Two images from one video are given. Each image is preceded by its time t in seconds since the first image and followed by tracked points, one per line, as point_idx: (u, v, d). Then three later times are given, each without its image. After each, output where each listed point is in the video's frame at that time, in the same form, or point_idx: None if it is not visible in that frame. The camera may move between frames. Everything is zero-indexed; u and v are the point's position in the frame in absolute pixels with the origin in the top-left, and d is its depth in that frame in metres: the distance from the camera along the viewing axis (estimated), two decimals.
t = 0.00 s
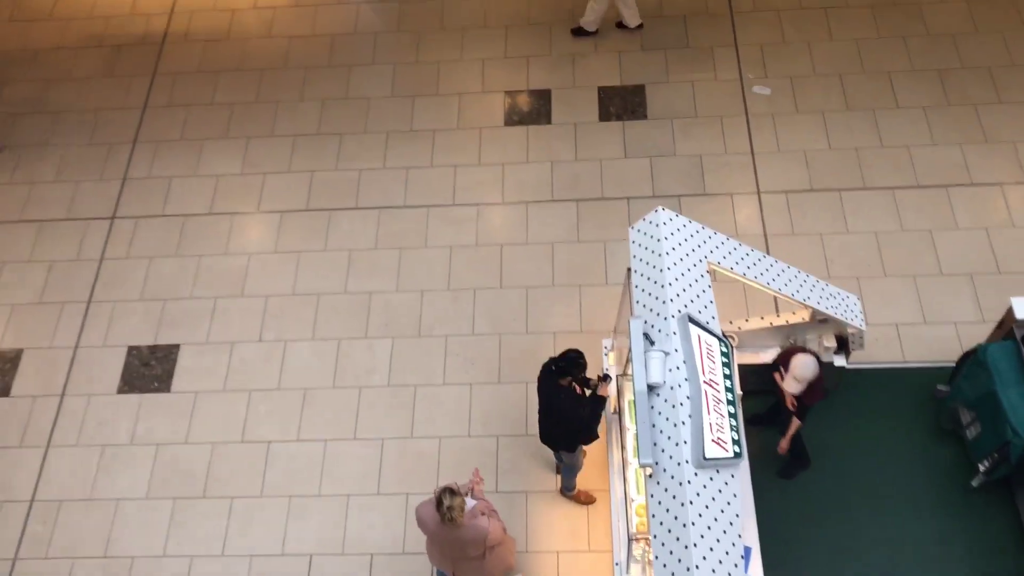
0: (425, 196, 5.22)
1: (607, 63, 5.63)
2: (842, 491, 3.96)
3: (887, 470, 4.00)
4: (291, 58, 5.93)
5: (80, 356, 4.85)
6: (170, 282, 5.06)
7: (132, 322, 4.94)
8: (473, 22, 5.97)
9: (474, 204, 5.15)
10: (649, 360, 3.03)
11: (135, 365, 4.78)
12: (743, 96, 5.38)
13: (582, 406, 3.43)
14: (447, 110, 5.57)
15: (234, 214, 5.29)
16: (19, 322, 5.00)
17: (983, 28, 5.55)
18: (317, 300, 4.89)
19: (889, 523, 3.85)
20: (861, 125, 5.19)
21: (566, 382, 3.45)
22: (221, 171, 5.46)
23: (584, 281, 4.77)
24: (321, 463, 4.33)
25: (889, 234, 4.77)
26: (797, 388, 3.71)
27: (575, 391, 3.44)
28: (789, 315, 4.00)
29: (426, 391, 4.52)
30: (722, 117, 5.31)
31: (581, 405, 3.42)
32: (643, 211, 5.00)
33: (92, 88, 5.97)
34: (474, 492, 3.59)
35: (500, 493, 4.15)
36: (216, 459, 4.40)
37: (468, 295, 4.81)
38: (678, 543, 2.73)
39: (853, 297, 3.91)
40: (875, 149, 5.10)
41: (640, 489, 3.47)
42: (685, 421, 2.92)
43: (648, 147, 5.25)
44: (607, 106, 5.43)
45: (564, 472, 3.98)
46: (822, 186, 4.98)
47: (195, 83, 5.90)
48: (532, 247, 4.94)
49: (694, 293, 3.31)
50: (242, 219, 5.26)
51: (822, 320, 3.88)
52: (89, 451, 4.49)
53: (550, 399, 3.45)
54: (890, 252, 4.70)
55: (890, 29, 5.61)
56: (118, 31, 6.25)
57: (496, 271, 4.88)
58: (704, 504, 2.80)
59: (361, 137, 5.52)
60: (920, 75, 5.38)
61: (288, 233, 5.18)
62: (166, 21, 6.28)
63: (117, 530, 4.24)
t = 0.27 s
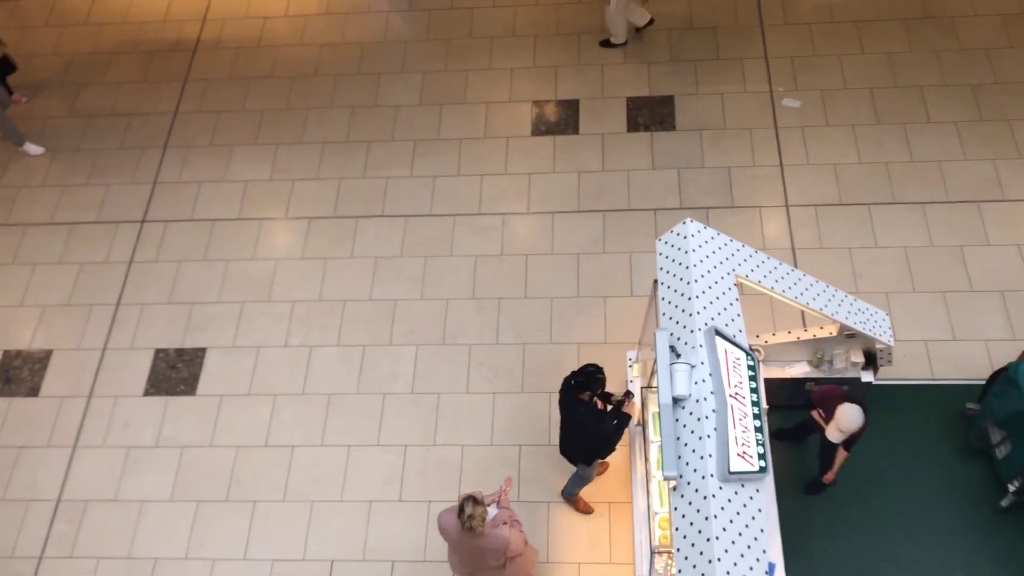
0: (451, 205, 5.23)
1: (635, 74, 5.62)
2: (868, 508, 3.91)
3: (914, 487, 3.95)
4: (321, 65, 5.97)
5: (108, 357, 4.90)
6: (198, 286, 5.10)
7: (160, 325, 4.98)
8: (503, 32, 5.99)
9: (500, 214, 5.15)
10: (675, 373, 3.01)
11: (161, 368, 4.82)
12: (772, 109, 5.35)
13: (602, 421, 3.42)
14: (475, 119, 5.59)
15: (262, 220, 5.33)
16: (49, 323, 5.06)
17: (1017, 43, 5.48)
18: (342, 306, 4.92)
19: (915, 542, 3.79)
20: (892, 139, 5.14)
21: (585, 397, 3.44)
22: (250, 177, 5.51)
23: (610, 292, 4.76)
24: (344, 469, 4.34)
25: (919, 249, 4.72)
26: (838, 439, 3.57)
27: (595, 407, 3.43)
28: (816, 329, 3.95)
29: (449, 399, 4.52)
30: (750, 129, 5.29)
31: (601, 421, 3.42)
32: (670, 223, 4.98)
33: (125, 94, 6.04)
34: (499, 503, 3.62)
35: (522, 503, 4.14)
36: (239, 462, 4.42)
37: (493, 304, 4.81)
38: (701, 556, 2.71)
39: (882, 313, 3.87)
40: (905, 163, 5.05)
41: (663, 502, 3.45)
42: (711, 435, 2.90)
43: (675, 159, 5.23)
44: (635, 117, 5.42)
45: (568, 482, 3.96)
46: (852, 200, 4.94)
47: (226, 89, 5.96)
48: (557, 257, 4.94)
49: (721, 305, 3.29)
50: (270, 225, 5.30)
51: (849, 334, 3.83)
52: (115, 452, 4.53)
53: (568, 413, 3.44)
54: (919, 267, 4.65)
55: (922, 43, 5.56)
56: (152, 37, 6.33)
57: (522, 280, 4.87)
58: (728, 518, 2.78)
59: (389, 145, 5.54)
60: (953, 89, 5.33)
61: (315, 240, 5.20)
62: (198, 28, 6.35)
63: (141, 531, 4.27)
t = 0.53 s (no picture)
0: (484, 204, 5.25)
1: (671, 77, 5.61)
2: (898, 520, 3.87)
3: (946, 502, 3.90)
4: (357, 63, 6.02)
5: (142, 347, 4.97)
6: (231, 279, 5.15)
7: (194, 317, 5.04)
8: (539, 33, 5.99)
9: (532, 214, 5.16)
10: (706, 377, 3.01)
11: (195, 359, 4.88)
12: (809, 115, 5.31)
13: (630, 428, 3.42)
14: (510, 120, 5.60)
15: (297, 216, 5.38)
16: (86, 312, 5.14)
17: None
18: (374, 302, 4.95)
19: (945, 555, 3.75)
20: (930, 148, 5.08)
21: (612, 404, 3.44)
22: (286, 173, 5.56)
23: (641, 295, 4.75)
24: (372, 464, 4.37)
25: (955, 260, 4.67)
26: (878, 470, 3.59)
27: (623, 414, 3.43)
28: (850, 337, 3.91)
29: (477, 398, 4.53)
30: (786, 135, 5.25)
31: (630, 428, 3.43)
32: (703, 228, 4.96)
33: (165, 87, 6.12)
34: (524, 502, 3.61)
35: (548, 503, 4.15)
36: (269, 455, 4.47)
37: (523, 304, 4.82)
38: (729, 562, 2.70)
39: (917, 322, 3.83)
40: (943, 172, 4.99)
41: (691, 506, 3.45)
42: (741, 441, 2.89)
43: (709, 163, 5.21)
44: (671, 121, 5.41)
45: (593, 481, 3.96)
46: (888, 209, 4.90)
47: (264, 85, 6.02)
48: (589, 258, 4.94)
49: (754, 311, 3.28)
50: (304, 220, 5.35)
51: (883, 343, 3.80)
52: (148, 441, 4.59)
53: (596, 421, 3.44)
54: (955, 278, 4.60)
55: (963, 51, 5.49)
56: (192, 33, 6.41)
57: (552, 281, 4.88)
58: (756, 524, 2.77)
59: (424, 144, 5.57)
60: (994, 99, 5.26)
61: (348, 236, 5.24)
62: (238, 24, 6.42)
63: (171, 519, 4.33)
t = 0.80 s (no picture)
0: (517, 207, 5.25)
1: (709, 84, 5.58)
2: (929, 537, 3.81)
3: (978, 519, 3.84)
4: (395, 64, 6.05)
5: (176, 340, 5.02)
6: (265, 275, 5.20)
7: (228, 311, 5.09)
8: (577, 37, 6.00)
9: (566, 218, 5.16)
10: (738, 386, 2.99)
11: (227, 353, 4.93)
12: (848, 126, 5.27)
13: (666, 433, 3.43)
14: (545, 124, 5.60)
15: (331, 213, 5.41)
16: (121, 303, 5.20)
17: None
18: (405, 302, 4.97)
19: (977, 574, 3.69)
20: (971, 161, 5.01)
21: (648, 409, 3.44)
22: (322, 171, 5.60)
23: (673, 303, 4.72)
24: (399, 463, 4.38)
25: (995, 276, 4.60)
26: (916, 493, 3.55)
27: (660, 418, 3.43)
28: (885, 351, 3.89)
29: (506, 400, 4.53)
30: (824, 145, 5.21)
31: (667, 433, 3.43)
32: (737, 236, 4.93)
33: (206, 83, 6.20)
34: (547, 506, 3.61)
35: (573, 508, 4.14)
36: (297, 450, 4.50)
37: (554, 308, 4.81)
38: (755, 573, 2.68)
39: (953, 338, 3.78)
40: (984, 186, 4.91)
41: (718, 516, 3.42)
42: (772, 451, 2.86)
43: (746, 172, 5.18)
44: (707, 128, 5.39)
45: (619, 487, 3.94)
46: (926, 222, 4.84)
47: (303, 84, 6.07)
48: (621, 264, 4.92)
49: (788, 321, 3.25)
50: (339, 218, 5.38)
51: (918, 359, 3.75)
52: (179, 432, 4.65)
53: (632, 427, 3.44)
54: (994, 294, 4.53)
55: (1009, 64, 5.40)
56: (234, 30, 6.48)
57: (584, 286, 4.87)
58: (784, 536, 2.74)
59: (459, 146, 5.59)
60: None
61: (381, 235, 5.27)
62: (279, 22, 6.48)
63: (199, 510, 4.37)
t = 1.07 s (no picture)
0: (547, 224, 5.27)
1: (742, 107, 5.58)
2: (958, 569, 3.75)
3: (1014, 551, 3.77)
4: (429, 80, 6.10)
5: (206, 348, 5.07)
6: (296, 286, 5.24)
7: (258, 321, 5.14)
8: (611, 57, 6.02)
9: (595, 237, 5.16)
10: (768, 410, 2.97)
11: (256, 363, 4.96)
12: (882, 151, 5.24)
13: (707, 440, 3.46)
14: (577, 142, 5.62)
15: (362, 226, 5.45)
16: (154, 310, 5.27)
17: None
18: (433, 316, 4.98)
19: None
20: (1007, 189, 4.95)
21: (683, 422, 3.47)
22: (354, 185, 5.65)
23: (701, 324, 4.71)
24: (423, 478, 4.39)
25: None
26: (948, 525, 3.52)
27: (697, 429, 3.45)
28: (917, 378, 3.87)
29: (531, 418, 4.53)
30: (857, 170, 5.18)
31: (709, 439, 3.46)
32: (768, 259, 4.92)
33: (243, 96, 6.28)
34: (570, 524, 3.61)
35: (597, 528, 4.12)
36: (323, 462, 4.52)
37: (582, 326, 4.81)
38: None
39: (986, 367, 3.74)
40: (1020, 215, 4.86)
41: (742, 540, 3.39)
42: (801, 476, 2.83)
43: (777, 195, 5.17)
44: (739, 150, 5.38)
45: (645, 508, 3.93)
46: (960, 250, 4.79)
47: (338, 98, 6.13)
48: (650, 284, 4.91)
49: (819, 346, 3.23)
50: (370, 231, 5.42)
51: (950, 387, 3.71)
52: (206, 440, 4.69)
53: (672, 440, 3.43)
54: None
55: None
56: (271, 44, 6.57)
57: (612, 305, 4.86)
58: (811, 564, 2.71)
59: (491, 163, 5.62)
60: None
61: (411, 250, 5.30)
62: (316, 37, 6.56)
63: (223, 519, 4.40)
